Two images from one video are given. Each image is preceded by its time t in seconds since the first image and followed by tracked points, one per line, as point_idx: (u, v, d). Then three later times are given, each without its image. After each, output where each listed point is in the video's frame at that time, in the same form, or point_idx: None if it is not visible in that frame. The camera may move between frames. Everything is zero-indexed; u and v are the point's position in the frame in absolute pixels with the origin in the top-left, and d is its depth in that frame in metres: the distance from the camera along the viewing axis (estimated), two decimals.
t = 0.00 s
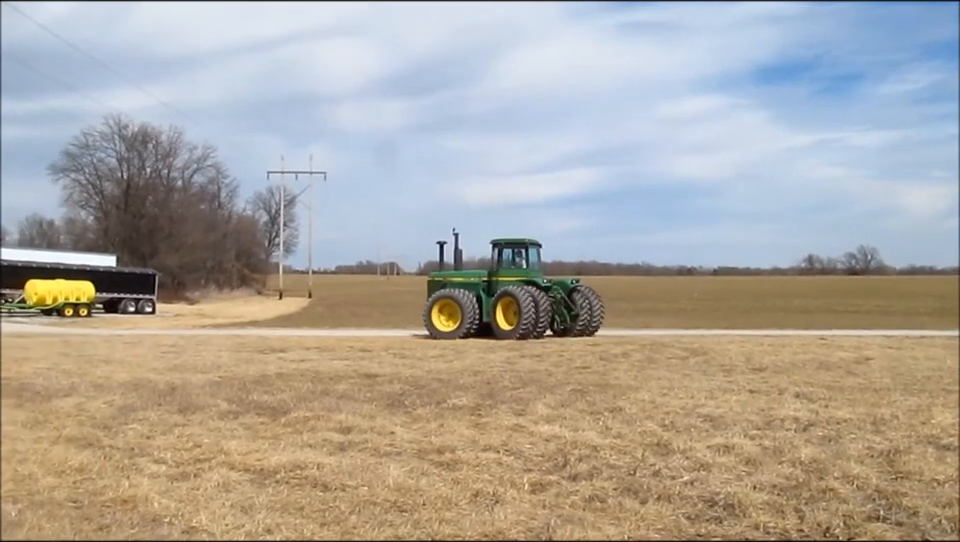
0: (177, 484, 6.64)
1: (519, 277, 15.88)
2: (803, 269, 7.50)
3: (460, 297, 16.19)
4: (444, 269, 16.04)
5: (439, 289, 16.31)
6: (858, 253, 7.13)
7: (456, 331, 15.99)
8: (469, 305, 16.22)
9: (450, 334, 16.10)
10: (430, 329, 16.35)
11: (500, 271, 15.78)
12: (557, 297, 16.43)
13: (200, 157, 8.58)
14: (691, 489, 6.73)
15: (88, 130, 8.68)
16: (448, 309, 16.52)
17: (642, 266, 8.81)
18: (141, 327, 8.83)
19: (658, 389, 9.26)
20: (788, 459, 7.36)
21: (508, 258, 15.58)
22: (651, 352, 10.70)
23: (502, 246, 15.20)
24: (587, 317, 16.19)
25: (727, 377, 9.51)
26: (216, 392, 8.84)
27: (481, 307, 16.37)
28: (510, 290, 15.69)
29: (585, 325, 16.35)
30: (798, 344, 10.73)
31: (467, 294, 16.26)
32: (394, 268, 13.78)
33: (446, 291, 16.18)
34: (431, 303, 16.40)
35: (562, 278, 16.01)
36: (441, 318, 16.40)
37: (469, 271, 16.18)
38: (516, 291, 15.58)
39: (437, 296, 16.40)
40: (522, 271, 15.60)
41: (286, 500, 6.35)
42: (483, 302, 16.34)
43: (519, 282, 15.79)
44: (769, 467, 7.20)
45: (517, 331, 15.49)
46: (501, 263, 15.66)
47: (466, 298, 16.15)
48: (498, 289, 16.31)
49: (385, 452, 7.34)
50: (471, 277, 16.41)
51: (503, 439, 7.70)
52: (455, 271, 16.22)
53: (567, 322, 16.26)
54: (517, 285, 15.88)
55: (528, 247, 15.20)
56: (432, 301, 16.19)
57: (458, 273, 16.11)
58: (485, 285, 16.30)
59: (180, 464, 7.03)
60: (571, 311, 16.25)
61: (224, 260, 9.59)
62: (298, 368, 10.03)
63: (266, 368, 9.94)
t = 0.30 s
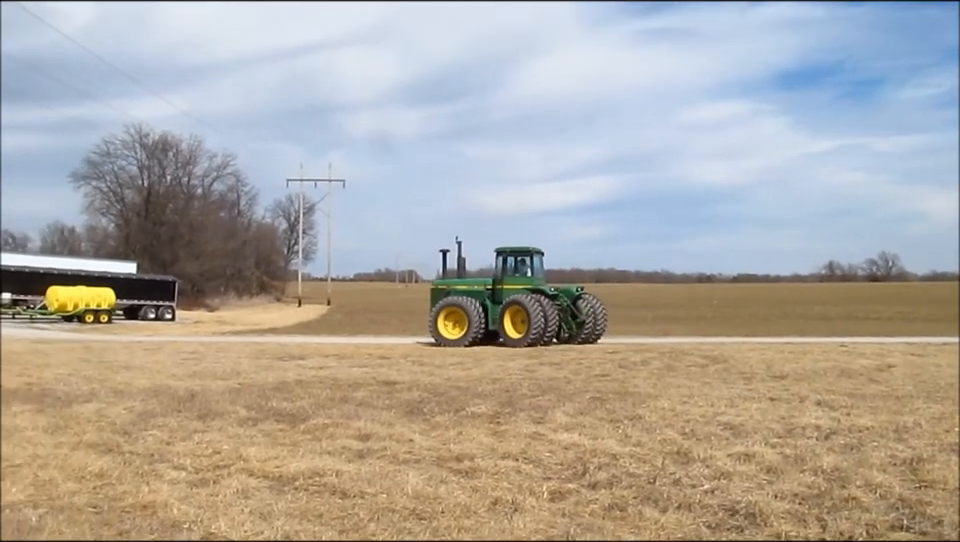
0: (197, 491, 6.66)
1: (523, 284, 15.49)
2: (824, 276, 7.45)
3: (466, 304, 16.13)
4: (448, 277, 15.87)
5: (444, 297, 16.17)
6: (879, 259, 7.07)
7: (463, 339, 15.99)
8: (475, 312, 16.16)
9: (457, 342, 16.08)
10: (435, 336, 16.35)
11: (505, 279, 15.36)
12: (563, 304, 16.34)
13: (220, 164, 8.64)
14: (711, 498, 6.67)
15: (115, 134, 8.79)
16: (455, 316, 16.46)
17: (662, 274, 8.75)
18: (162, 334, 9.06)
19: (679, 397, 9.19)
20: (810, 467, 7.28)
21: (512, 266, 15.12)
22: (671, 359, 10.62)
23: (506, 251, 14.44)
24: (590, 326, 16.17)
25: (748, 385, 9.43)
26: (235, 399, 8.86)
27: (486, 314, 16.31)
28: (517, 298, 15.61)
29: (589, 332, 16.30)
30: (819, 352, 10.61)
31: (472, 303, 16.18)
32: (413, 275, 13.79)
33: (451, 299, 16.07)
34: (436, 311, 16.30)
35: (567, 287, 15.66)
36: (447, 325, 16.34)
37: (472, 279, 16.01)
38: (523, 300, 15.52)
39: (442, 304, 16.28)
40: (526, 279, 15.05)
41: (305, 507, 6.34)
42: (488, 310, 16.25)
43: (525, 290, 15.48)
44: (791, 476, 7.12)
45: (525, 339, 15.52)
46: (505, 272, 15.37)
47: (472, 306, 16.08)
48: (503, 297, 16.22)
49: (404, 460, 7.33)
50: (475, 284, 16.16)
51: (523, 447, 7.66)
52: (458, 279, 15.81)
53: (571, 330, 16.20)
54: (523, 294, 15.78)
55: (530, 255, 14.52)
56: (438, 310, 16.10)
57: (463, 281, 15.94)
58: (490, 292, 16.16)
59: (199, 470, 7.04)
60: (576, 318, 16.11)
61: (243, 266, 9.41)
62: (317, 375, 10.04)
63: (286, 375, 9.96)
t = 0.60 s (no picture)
0: (222, 500, 6.67)
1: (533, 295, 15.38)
2: (849, 284, 7.40)
3: (476, 314, 16.02)
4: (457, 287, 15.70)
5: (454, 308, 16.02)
6: (906, 268, 7.04)
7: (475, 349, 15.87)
8: (485, 322, 16.05)
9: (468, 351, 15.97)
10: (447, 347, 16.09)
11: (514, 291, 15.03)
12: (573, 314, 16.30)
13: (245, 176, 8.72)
14: (738, 508, 6.60)
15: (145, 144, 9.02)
16: (464, 325, 16.34)
17: (686, 283, 8.71)
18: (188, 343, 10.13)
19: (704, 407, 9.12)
20: (837, 478, 7.19)
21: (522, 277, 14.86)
22: (696, 369, 10.53)
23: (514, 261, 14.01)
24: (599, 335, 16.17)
25: (774, 395, 9.33)
26: (260, 408, 8.88)
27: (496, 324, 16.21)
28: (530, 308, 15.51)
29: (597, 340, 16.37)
30: (846, 361, 10.47)
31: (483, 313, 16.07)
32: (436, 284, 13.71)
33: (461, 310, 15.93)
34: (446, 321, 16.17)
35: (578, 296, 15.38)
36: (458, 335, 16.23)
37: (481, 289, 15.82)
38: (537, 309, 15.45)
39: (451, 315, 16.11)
40: (534, 291, 15.00)
41: (330, 517, 6.34)
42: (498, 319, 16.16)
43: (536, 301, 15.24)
44: (818, 487, 7.03)
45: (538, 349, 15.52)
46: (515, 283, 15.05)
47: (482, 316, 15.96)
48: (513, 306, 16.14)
49: (428, 469, 7.31)
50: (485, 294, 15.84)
51: (547, 457, 7.62)
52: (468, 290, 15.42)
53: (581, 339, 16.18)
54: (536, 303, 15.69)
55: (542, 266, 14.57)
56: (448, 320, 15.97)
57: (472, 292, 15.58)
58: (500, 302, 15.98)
59: (225, 480, 7.05)
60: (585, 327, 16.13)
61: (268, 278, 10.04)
62: (341, 384, 10.05)
63: (309, 385, 9.97)
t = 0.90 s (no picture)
0: (246, 504, 6.68)
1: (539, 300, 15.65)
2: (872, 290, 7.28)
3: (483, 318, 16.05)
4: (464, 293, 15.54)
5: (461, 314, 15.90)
6: (930, 273, 6.99)
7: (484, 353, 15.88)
8: (493, 327, 16.08)
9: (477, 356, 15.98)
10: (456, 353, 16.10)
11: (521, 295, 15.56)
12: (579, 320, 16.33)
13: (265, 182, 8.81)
14: (762, 514, 6.54)
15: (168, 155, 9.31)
16: (472, 330, 16.34)
17: (707, 287, 8.67)
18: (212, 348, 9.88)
19: (726, 412, 9.06)
20: (862, 484, 7.12)
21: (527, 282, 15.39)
22: (718, 374, 10.48)
23: (520, 267, 14.81)
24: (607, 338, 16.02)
25: (797, 400, 9.27)
26: (281, 413, 8.90)
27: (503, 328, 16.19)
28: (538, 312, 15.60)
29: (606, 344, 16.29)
30: (870, 367, 10.37)
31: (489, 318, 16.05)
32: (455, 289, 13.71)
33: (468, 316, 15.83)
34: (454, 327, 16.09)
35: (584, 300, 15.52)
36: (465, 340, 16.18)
37: (487, 295, 15.68)
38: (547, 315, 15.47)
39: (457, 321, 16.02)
40: (540, 294, 15.39)
41: (353, 521, 6.33)
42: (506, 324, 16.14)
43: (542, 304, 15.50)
44: (843, 493, 6.96)
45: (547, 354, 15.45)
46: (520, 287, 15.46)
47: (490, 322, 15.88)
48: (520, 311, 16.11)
49: (451, 474, 7.30)
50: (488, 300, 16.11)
51: (569, 462, 7.60)
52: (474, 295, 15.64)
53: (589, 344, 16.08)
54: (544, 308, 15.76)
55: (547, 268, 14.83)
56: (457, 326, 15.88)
57: (477, 297, 15.52)
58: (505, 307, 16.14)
59: (248, 484, 7.07)
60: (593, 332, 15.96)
61: (289, 282, 9.73)
62: (362, 390, 10.06)
63: (331, 390, 10.00)
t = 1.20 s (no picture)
0: (267, 505, 6.69)
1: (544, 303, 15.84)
2: (893, 291, 7.36)
3: (489, 320, 16.00)
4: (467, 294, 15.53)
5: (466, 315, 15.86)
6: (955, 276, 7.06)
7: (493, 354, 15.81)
8: (500, 329, 16.05)
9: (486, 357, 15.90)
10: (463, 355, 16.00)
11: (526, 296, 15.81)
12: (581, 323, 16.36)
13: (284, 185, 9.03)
14: (784, 517, 6.49)
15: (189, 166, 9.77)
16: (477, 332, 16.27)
17: (727, 289, 8.64)
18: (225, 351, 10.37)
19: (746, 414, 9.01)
20: (885, 487, 7.05)
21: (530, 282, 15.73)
22: (738, 376, 10.43)
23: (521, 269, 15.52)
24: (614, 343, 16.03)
25: (818, 402, 9.21)
26: (301, 414, 8.92)
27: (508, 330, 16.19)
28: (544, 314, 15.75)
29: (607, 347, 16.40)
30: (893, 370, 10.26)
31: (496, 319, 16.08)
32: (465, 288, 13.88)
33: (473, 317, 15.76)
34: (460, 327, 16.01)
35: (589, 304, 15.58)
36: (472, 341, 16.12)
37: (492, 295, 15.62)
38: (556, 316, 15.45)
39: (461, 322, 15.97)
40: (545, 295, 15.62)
41: (374, 522, 6.33)
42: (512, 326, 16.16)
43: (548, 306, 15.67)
44: (865, 496, 6.91)
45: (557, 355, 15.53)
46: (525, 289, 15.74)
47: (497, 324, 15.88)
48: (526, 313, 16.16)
49: (471, 475, 7.29)
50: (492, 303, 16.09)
51: (589, 464, 7.58)
52: (478, 296, 15.62)
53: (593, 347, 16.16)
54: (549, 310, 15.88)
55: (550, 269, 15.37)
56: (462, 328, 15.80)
57: (481, 298, 15.58)
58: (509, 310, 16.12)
59: (269, 485, 7.08)
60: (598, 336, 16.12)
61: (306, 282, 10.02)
62: (382, 391, 10.07)
63: (351, 391, 10.02)
